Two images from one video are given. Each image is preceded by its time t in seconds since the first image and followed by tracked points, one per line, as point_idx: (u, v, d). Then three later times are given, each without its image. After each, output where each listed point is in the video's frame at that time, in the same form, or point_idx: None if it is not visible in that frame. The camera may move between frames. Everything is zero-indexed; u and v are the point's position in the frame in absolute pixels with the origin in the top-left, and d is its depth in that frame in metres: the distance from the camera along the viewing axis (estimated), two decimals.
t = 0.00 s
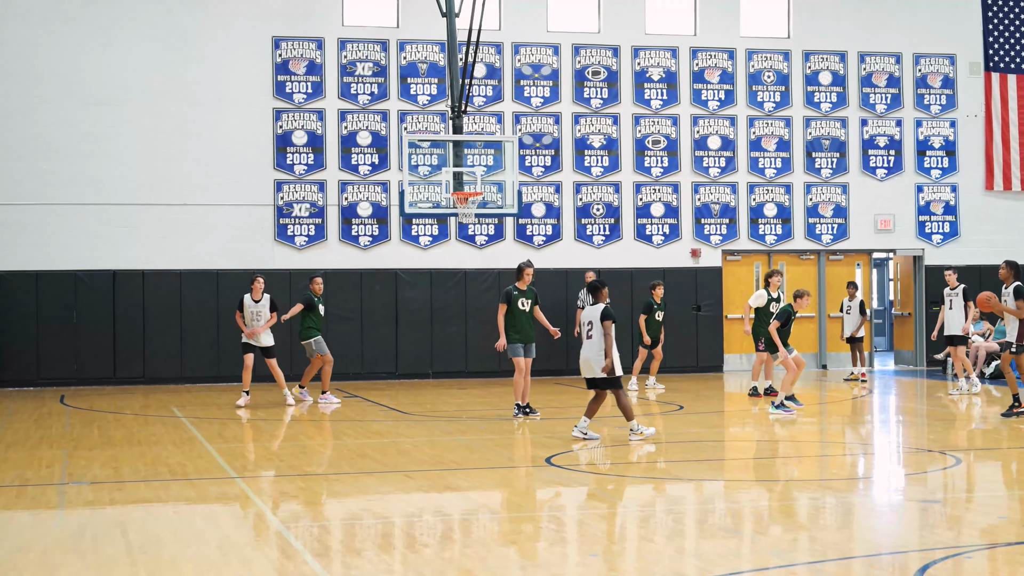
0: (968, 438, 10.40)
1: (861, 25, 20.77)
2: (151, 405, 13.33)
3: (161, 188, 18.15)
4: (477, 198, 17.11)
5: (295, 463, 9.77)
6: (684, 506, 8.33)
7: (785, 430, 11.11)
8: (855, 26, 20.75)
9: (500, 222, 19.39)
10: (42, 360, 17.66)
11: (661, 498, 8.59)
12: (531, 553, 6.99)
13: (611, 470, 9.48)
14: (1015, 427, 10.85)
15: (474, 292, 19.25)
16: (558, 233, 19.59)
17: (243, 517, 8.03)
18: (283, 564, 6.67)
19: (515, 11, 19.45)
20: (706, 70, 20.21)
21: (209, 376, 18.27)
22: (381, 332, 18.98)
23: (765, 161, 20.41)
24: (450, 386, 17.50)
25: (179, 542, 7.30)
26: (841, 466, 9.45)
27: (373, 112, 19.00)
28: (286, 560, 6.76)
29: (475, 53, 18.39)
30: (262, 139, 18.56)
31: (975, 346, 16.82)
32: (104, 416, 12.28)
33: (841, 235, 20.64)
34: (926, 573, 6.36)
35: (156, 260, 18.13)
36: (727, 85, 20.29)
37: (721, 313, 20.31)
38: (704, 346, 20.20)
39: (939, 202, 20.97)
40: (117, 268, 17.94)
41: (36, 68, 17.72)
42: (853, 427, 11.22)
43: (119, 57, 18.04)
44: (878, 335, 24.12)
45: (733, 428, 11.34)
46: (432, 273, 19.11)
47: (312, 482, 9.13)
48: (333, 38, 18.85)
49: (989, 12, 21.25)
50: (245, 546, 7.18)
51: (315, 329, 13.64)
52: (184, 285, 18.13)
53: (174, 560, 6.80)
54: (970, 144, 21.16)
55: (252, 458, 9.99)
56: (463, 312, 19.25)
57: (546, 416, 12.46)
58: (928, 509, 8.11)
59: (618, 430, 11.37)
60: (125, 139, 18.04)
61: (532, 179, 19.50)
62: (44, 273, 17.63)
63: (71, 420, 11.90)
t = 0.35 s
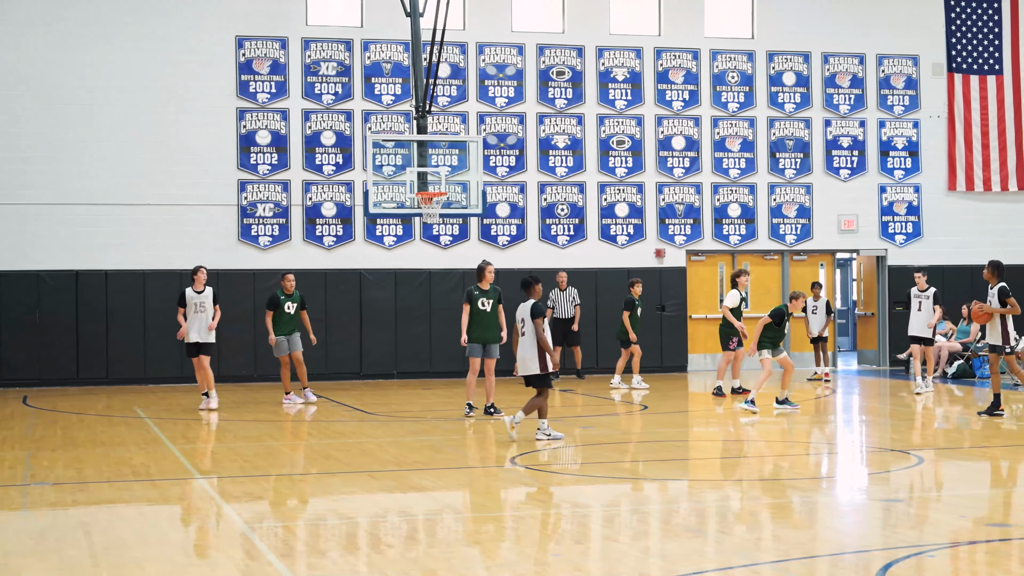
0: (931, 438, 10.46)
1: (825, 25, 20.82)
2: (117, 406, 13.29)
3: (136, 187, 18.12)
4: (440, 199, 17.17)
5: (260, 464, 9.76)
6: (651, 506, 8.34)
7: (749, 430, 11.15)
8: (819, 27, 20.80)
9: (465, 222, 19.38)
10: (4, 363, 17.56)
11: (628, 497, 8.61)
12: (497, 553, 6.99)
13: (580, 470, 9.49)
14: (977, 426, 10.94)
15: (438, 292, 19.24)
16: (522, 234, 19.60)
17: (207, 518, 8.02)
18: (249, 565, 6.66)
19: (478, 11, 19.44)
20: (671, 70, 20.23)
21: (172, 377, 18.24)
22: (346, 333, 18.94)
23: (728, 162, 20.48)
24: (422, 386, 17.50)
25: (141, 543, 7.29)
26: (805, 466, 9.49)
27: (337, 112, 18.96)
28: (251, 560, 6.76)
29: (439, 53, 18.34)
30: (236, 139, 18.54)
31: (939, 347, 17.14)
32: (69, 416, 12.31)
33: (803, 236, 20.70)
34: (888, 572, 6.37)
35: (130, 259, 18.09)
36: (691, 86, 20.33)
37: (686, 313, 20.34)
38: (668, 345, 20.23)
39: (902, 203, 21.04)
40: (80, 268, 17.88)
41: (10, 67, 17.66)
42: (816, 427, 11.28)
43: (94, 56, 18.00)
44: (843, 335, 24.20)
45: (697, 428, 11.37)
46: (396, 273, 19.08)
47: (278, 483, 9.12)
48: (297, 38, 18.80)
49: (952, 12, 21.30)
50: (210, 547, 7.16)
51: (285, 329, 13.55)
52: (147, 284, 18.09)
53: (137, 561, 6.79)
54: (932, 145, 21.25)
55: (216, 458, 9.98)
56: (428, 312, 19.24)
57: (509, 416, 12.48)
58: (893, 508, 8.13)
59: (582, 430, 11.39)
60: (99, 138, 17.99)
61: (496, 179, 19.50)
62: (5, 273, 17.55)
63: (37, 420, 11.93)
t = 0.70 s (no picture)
0: (928, 439, 10.45)
1: (823, 26, 20.81)
2: (113, 405, 13.30)
3: (135, 187, 18.13)
4: (438, 199, 17.16)
5: (256, 464, 9.76)
6: (647, 507, 8.33)
7: (743, 431, 11.14)
8: (816, 27, 20.78)
9: (462, 222, 19.40)
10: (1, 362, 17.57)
11: (623, 498, 8.61)
12: (492, 554, 6.98)
13: (575, 470, 9.49)
14: (972, 427, 10.94)
15: (435, 291, 19.23)
16: (520, 234, 19.60)
17: (203, 518, 8.02)
18: (245, 565, 6.66)
19: (475, 11, 19.45)
20: (668, 71, 20.23)
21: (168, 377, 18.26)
22: (341, 333, 18.94)
23: (726, 163, 20.46)
24: (419, 386, 17.52)
25: (135, 543, 7.29)
26: (802, 467, 9.48)
27: (334, 112, 18.97)
28: (246, 561, 6.76)
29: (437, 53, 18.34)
30: (236, 139, 18.55)
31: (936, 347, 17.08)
32: (65, 415, 12.33)
33: (801, 236, 20.70)
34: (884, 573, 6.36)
35: (128, 259, 18.10)
36: (689, 86, 20.33)
37: (682, 314, 20.32)
38: (664, 346, 20.23)
39: (900, 204, 21.03)
40: (77, 267, 17.88)
41: (9, 67, 17.67)
42: (812, 427, 11.27)
43: (94, 56, 18.02)
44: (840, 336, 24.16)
45: (692, 428, 11.37)
46: (393, 273, 19.08)
47: (273, 483, 9.13)
48: (295, 38, 18.81)
49: (950, 13, 21.28)
50: (205, 547, 7.16)
51: (283, 334, 13.42)
52: (144, 284, 18.11)
53: (131, 561, 6.79)
54: (930, 146, 21.23)
55: (211, 458, 9.99)
56: (424, 313, 19.24)
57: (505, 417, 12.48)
58: (889, 509, 8.12)
59: (579, 430, 11.39)
60: (99, 138, 18.00)
61: (494, 179, 19.50)
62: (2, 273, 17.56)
63: (34, 420, 11.94)
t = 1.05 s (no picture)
0: (937, 438, 10.49)
1: (832, 27, 20.83)
2: (126, 404, 13.37)
3: (144, 186, 18.21)
4: (449, 198, 17.23)
5: (268, 462, 9.83)
6: (657, 505, 8.38)
7: (752, 430, 11.20)
8: (825, 27, 20.81)
9: (472, 222, 19.45)
10: (14, 361, 17.65)
11: (632, 496, 8.67)
12: (503, 552, 7.04)
13: (586, 469, 9.55)
14: (980, 426, 10.97)
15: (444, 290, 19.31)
16: (529, 233, 19.66)
17: (215, 515, 8.09)
18: (257, 562, 6.73)
19: (486, 12, 19.48)
20: (677, 71, 20.26)
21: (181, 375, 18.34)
22: (352, 332, 19.01)
23: (734, 162, 20.50)
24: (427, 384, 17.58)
25: (148, 540, 7.35)
26: (811, 466, 9.53)
27: (345, 113, 19.03)
28: (258, 558, 6.83)
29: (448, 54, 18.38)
30: (245, 138, 18.62)
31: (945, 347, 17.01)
32: (80, 414, 12.41)
33: (810, 236, 20.72)
34: (891, 571, 6.42)
35: (138, 258, 18.18)
36: (697, 86, 20.35)
37: (692, 314, 20.41)
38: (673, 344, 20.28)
39: (908, 203, 21.05)
40: (89, 267, 17.96)
41: (19, 66, 17.74)
42: (822, 426, 11.31)
43: (103, 55, 18.09)
44: (848, 335, 24.16)
45: (702, 427, 11.42)
46: (405, 273, 19.16)
47: (284, 480, 9.19)
48: (306, 39, 18.87)
49: (957, 13, 21.28)
50: (218, 544, 7.23)
51: (285, 330, 13.37)
52: (156, 283, 18.20)
53: (144, 558, 6.86)
54: (938, 146, 21.24)
55: (223, 456, 10.05)
56: (434, 311, 19.31)
57: (516, 415, 12.53)
58: (897, 508, 8.17)
59: (590, 429, 11.44)
60: (108, 136, 18.07)
61: (504, 179, 19.55)
62: (15, 272, 17.64)
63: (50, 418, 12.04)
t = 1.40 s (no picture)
0: (929, 429, 10.69)
1: (828, 28, 21.04)
2: (133, 402, 13.52)
3: (147, 187, 18.35)
4: (450, 198, 17.43)
5: (275, 458, 10.00)
6: (655, 497, 8.57)
7: (750, 423, 11.39)
8: (822, 28, 21.01)
9: (474, 221, 19.63)
10: (22, 360, 17.80)
11: (631, 489, 8.85)
12: (506, 544, 7.22)
13: (586, 463, 9.75)
14: (973, 418, 11.17)
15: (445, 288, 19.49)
16: (529, 232, 19.84)
17: (223, 511, 8.26)
18: (265, 556, 6.90)
19: (486, 14, 19.66)
20: (674, 72, 20.45)
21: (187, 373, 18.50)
22: (355, 330, 19.18)
23: (730, 161, 20.71)
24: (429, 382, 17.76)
25: (157, 536, 7.51)
26: (805, 458, 9.73)
27: (348, 114, 19.20)
28: (265, 552, 7.00)
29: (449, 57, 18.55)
30: (247, 140, 18.78)
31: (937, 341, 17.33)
32: (88, 412, 12.57)
33: (805, 233, 20.91)
34: (885, 561, 6.61)
35: (141, 258, 18.32)
36: (694, 87, 20.54)
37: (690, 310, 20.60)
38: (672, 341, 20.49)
39: (900, 201, 21.25)
40: (95, 267, 18.11)
41: (22, 69, 17.86)
42: (818, 419, 11.51)
43: (105, 57, 18.21)
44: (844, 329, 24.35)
45: (702, 421, 11.61)
46: (408, 272, 19.36)
47: (290, 476, 9.36)
48: (309, 42, 19.04)
49: (949, 14, 21.50)
50: (227, 539, 7.41)
51: (275, 327, 13.36)
52: (161, 283, 18.36)
53: (153, 553, 7.02)
54: (930, 144, 21.44)
55: (230, 452, 10.21)
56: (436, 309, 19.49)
57: (518, 410, 12.70)
58: (890, 499, 8.37)
59: (591, 423, 11.62)
60: (110, 138, 18.20)
61: (505, 179, 19.74)
62: (22, 273, 17.77)
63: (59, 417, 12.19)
